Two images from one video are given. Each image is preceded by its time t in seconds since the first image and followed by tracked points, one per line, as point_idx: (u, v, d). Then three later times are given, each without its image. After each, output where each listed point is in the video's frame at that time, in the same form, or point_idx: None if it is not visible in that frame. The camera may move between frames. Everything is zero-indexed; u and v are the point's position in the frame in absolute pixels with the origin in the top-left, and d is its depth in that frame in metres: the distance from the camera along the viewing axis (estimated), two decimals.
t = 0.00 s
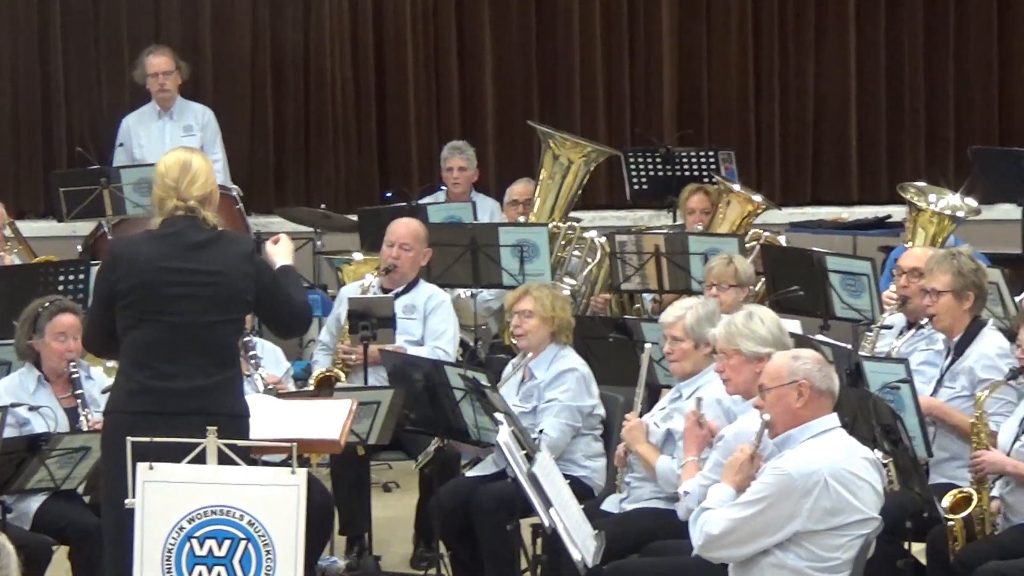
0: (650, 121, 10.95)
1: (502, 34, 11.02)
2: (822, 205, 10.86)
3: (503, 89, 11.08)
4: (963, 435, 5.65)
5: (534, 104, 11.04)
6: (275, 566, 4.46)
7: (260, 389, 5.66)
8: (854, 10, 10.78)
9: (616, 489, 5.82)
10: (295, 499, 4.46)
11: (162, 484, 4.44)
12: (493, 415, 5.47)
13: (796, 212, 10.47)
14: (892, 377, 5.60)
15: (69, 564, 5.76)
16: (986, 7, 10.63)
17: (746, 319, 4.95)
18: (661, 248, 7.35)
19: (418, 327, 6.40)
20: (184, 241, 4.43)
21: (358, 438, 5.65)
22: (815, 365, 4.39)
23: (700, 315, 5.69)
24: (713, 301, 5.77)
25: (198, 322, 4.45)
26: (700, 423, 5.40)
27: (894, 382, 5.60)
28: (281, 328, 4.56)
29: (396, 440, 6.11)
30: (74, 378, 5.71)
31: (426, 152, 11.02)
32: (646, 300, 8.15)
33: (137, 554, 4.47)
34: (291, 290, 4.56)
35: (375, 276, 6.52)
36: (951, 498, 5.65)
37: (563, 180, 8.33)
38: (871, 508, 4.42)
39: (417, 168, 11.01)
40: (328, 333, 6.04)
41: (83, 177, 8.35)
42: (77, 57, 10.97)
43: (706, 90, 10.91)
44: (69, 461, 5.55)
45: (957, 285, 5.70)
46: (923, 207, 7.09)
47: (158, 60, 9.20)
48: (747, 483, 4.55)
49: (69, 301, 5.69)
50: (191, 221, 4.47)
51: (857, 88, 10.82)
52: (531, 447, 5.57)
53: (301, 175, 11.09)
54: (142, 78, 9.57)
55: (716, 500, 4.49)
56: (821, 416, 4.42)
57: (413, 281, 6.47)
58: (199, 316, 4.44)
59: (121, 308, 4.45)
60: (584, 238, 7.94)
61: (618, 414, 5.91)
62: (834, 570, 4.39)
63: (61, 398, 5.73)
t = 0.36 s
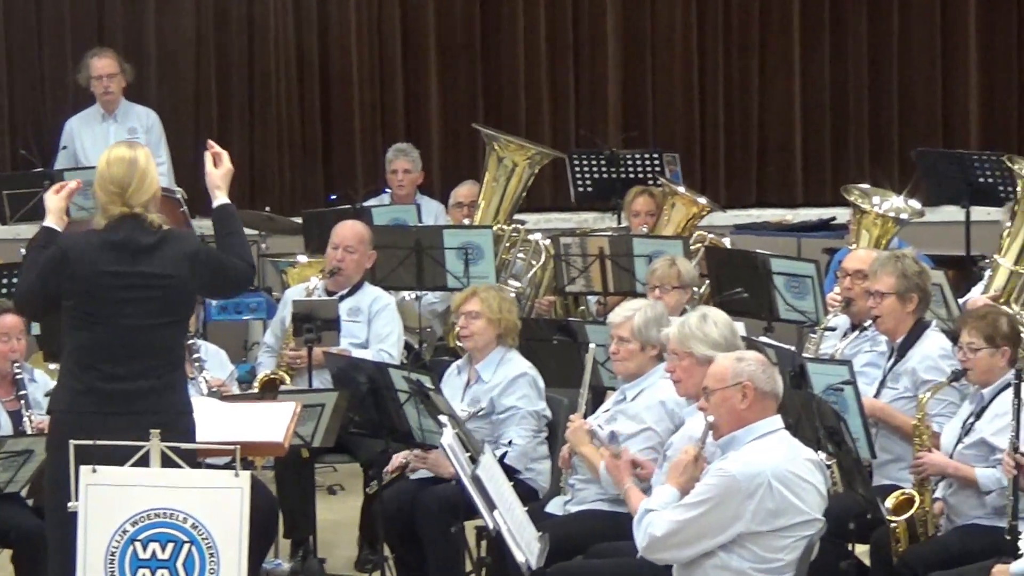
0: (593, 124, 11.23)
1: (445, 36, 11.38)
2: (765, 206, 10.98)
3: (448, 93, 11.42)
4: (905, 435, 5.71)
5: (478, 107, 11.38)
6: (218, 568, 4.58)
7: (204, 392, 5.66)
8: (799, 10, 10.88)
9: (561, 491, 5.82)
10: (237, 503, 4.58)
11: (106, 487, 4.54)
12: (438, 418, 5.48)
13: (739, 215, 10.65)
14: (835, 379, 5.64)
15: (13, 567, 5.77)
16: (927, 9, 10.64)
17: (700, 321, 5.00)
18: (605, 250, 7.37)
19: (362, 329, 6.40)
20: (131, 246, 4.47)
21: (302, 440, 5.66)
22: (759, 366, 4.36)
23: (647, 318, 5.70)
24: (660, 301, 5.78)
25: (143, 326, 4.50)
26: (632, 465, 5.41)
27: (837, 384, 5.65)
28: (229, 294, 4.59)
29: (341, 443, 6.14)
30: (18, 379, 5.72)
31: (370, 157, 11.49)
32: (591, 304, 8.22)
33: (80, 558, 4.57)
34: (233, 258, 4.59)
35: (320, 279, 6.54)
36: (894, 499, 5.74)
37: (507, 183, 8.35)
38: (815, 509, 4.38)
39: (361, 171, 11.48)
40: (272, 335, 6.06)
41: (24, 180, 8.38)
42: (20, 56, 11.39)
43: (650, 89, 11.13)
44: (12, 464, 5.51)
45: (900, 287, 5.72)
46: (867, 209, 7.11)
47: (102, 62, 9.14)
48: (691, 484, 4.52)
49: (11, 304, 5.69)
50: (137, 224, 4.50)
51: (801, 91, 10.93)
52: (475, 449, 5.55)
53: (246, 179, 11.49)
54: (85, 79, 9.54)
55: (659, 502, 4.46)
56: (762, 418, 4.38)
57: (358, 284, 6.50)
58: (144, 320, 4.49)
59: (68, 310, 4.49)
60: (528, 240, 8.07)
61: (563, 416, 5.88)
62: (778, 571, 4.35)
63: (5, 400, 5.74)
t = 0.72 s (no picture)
0: (541, 125, 11.19)
1: (391, 36, 11.36)
2: (712, 210, 10.98)
3: (394, 92, 11.41)
4: (851, 437, 5.72)
5: (424, 109, 11.36)
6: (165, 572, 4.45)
7: (150, 395, 5.67)
8: (744, 21, 10.87)
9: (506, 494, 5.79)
10: (184, 505, 4.45)
11: (50, 490, 4.42)
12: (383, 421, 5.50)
13: (685, 216, 10.78)
14: (781, 381, 5.64)
15: None
16: (875, 10, 10.60)
17: (652, 324, 4.98)
18: (551, 253, 7.44)
19: (309, 332, 6.43)
20: (75, 250, 4.43)
21: (248, 443, 5.68)
22: (705, 369, 4.34)
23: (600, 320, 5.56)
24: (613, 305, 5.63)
25: (90, 329, 4.49)
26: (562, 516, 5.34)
27: (782, 386, 5.65)
28: (178, 302, 4.61)
29: (287, 446, 6.17)
30: None
31: (316, 156, 11.50)
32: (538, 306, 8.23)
33: (25, 562, 4.46)
34: (182, 265, 4.59)
35: (267, 283, 6.58)
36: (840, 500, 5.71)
37: (453, 184, 8.48)
38: (762, 510, 4.37)
39: (307, 172, 11.50)
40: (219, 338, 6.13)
41: None
42: None
43: (597, 94, 11.11)
44: None
45: (845, 288, 5.74)
46: (813, 211, 7.25)
47: (47, 66, 9.11)
48: (637, 492, 4.51)
49: None
50: (81, 227, 4.47)
51: (745, 95, 10.91)
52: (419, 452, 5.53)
53: (190, 189, 11.53)
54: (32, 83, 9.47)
55: (607, 514, 4.44)
56: (709, 421, 4.36)
57: (305, 287, 6.51)
58: (92, 324, 4.48)
59: (16, 313, 4.48)
60: (474, 243, 8.21)
61: (510, 419, 5.89)
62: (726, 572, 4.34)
63: None
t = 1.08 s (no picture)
0: (476, 126, 11.30)
1: (325, 37, 11.48)
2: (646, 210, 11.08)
3: (328, 93, 11.52)
4: (785, 435, 5.73)
5: (360, 109, 11.47)
6: None
7: (83, 397, 5.66)
8: (678, 25, 11.00)
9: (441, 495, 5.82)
10: (118, 507, 4.20)
11: None
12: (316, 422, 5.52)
13: (620, 216, 10.80)
14: (715, 380, 5.64)
15: None
16: (809, 12, 10.78)
17: (580, 325, 4.95)
18: (486, 253, 7.48)
19: (243, 334, 6.42)
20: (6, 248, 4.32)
21: (183, 444, 5.66)
22: (638, 369, 4.33)
23: (531, 322, 5.53)
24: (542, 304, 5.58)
25: (25, 333, 4.37)
26: (498, 537, 5.24)
27: (717, 386, 5.64)
28: (106, 331, 4.49)
29: (221, 447, 6.19)
30: None
31: (253, 158, 11.61)
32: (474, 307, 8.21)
33: None
34: (115, 290, 4.48)
35: (200, 285, 6.66)
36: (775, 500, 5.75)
37: (388, 185, 8.55)
38: (695, 510, 4.38)
39: (240, 176, 11.63)
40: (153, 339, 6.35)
41: None
42: None
43: (531, 93, 11.23)
44: None
45: (779, 288, 5.75)
46: (748, 212, 7.38)
47: None
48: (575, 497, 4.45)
49: None
50: (12, 225, 4.37)
51: (682, 99, 11.04)
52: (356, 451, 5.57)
53: (125, 191, 11.79)
54: None
55: (546, 519, 4.41)
56: (643, 421, 4.35)
57: (239, 288, 6.50)
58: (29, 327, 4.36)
59: None
60: (409, 243, 8.28)
61: (445, 420, 5.90)
62: (659, 572, 4.34)
63: None
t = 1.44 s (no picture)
0: (409, 124, 11.31)
1: (260, 37, 11.39)
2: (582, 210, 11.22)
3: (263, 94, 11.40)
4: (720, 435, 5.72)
5: (293, 109, 11.39)
6: None
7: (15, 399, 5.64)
8: (615, 28, 11.19)
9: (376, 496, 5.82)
10: (50, 509, 4.16)
11: None
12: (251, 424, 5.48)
13: (556, 217, 10.95)
14: (649, 381, 5.61)
15: None
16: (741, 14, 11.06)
17: (515, 326, 4.83)
18: (421, 254, 7.51)
19: (177, 334, 6.57)
20: None
21: (117, 446, 5.63)
22: (572, 370, 4.29)
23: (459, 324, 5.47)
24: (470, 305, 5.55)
25: None
26: (432, 540, 5.12)
27: (650, 386, 5.61)
28: (59, 310, 4.54)
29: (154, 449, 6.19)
30: None
31: (185, 158, 11.40)
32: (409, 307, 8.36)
33: None
34: (59, 271, 4.52)
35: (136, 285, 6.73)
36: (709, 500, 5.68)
37: (322, 184, 8.54)
38: (630, 509, 4.33)
39: (176, 175, 11.36)
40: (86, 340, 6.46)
41: None
42: None
43: (466, 93, 11.28)
44: None
45: (715, 288, 5.76)
46: (683, 211, 7.43)
47: None
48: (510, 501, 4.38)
49: None
50: None
51: (617, 109, 11.21)
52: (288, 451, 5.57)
53: (60, 187, 11.52)
54: None
55: (483, 522, 4.31)
56: (578, 421, 4.30)
57: (173, 289, 6.66)
58: None
59: None
60: (343, 244, 8.30)
61: (380, 421, 5.90)
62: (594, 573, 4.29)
63: None
